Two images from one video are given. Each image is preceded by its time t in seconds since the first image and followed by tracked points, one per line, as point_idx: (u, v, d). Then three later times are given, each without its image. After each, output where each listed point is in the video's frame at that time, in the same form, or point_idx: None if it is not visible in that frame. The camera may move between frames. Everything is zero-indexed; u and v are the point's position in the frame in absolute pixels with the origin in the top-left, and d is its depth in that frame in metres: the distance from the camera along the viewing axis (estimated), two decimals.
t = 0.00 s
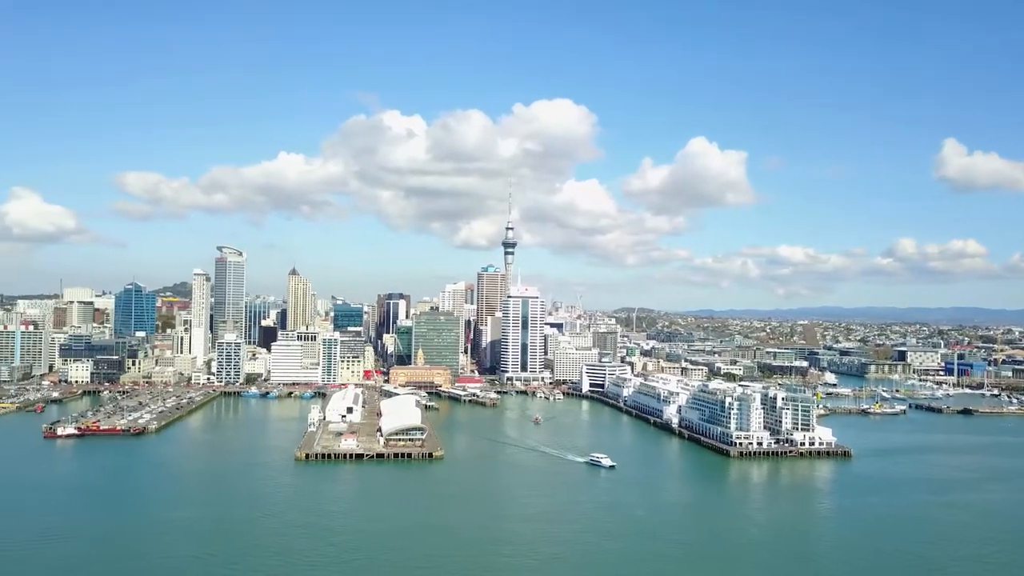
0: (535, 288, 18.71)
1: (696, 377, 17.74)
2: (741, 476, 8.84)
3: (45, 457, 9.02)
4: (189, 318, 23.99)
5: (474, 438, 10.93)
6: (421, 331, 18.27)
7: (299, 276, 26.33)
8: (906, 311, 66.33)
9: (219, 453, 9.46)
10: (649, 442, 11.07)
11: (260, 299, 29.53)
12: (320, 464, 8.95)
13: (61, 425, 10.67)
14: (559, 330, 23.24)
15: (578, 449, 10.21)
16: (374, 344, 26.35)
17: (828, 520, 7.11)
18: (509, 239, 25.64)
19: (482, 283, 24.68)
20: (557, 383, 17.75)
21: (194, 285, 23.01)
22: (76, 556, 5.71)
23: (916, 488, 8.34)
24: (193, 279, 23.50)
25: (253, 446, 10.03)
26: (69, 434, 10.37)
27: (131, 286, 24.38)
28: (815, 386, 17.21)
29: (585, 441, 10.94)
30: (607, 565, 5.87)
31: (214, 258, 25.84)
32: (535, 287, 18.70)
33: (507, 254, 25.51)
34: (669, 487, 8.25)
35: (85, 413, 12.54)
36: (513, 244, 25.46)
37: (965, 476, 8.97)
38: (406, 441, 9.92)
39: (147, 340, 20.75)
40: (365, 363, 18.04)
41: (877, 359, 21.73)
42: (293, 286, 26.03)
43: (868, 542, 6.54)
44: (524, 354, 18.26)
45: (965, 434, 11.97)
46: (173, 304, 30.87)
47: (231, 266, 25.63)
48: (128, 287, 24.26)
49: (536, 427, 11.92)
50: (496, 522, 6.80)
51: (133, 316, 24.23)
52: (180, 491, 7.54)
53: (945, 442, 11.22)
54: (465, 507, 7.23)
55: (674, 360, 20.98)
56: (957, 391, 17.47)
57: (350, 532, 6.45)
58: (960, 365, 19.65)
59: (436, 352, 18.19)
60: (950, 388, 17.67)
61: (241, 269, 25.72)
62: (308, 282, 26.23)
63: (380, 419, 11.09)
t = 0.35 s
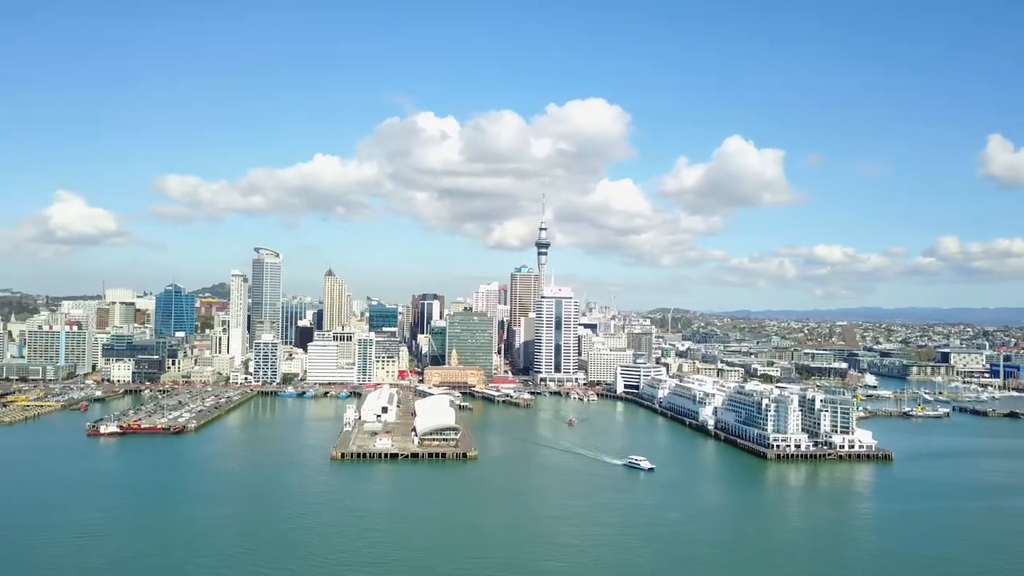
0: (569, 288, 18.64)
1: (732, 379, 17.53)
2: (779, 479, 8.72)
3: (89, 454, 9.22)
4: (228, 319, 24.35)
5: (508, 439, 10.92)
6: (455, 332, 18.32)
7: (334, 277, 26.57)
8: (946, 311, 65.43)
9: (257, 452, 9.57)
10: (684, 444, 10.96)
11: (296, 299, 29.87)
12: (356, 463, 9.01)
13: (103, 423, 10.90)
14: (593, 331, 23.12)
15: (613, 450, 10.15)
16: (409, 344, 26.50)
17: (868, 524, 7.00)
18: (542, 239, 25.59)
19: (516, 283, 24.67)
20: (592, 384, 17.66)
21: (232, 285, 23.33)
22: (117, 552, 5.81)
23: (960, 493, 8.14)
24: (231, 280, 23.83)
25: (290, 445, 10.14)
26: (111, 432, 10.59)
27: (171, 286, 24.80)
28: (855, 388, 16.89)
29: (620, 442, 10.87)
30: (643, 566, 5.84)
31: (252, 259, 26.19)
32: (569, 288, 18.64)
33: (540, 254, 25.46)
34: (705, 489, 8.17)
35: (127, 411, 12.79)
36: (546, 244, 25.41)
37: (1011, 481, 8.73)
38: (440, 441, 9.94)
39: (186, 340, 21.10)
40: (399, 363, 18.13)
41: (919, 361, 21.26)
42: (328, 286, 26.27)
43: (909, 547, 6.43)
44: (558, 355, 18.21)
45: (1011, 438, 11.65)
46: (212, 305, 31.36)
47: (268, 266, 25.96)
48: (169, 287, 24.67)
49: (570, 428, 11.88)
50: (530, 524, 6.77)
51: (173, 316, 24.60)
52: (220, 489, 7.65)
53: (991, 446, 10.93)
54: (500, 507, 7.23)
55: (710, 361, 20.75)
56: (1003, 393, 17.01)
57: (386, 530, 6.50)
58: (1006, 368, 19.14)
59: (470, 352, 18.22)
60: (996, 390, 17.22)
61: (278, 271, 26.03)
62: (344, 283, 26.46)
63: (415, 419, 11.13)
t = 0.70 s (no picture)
0: (606, 289, 18.54)
1: (773, 380, 17.27)
2: (822, 483, 8.55)
3: (134, 453, 9.41)
4: (268, 319, 24.70)
5: (545, 440, 10.87)
6: (492, 332, 18.33)
7: (372, 277, 26.78)
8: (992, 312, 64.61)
9: (296, 452, 9.67)
10: (724, 446, 10.81)
11: (335, 300, 30.19)
12: (394, 463, 9.06)
13: (148, 422, 11.12)
14: (630, 332, 22.97)
15: (652, 452, 10.06)
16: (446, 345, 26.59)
17: (913, 529, 6.84)
18: (579, 239, 25.49)
19: (552, 284, 24.61)
20: (629, 386, 17.55)
21: (272, 286, 23.65)
22: (163, 549, 5.91)
23: (1011, 499, 7.91)
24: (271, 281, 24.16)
25: (329, 444, 10.22)
26: (155, 431, 10.81)
27: (213, 288, 25.22)
28: (900, 390, 16.53)
29: (658, 444, 10.77)
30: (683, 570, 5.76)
31: (291, 260, 26.52)
32: (606, 288, 18.53)
33: (577, 255, 25.35)
34: (745, 492, 8.05)
35: (170, 410, 13.03)
36: (583, 244, 25.30)
37: None
38: (477, 441, 9.96)
39: (228, 340, 21.45)
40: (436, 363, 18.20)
41: (966, 363, 20.74)
42: (367, 287, 26.50)
43: (957, 553, 6.26)
44: (595, 356, 18.11)
45: None
46: (253, 306, 31.86)
47: (307, 268, 26.27)
48: (211, 288, 25.09)
49: (608, 430, 11.79)
50: (567, 525, 6.75)
51: (215, 318, 25.02)
52: (261, 487, 7.74)
53: None
54: (537, 509, 7.20)
55: (750, 362, 20.48)
56: None
57: (425, 530, 6.51)
58: None
59: (506, 353, 18.23)
60: None
61: (317, 272, 26.34)
62: (382, 283, 26.66)
63: (452, 419, 11.16)
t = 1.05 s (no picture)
0: (642, 289, 18.41)
1: (812, 383, 17.00)
2: (863, 486, 8.38)
3: (175, 451, 9.57)
4: (305, 320, 24.96)
5: (580, 441, 10.82)
6: (526, 333, 18.32)
7: (408, 278, 26.94)
8: None
9: (333, 451, 9.75)
10: (762, 449, 10.66)
11: (371, 301, 30.45)
12: (429, 463, 9.08)
13: (189, 421, 11.31)
14: (666, 333, 22.78)
15: (688, 454, 9.95)
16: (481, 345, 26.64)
17: (956, 536, 6.66)
18: (614, 239, 25.35)
19: (587, 285, 24.52)
20: (665, 387, 17.39)
21: (310, 287, 23.90)
22: (201, 545, 6.00)
23: None
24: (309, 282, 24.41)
25: (365, 444, 10.29)
26: (196, 429, 10.98)
27: (252, 288, 25.57)
28: (944, 393, 16.16)
29: (694, 446, 10.65)
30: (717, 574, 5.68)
31: (328, 262, 26.78)
32: (642, 289, 18.41)
33: (612, 255, 25.22)
34: (783, 495, 7.91)
35: (210, 409, 13.23)
36: (618, 245, 25.16)
37: None
38: (512, 442, 9.94)
39: (267, 340, 21.73)
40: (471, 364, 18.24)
41: (1015, 366, 20.21)
42: (403, 288, 26.66)
43: (1003, 561, 6.08)
44: (630, 357, 17.99)
45: None
46: (291, 306, 32.26)
47: (344, 269, 26.51)
48: (249, 289, 25.43)
49: (644, 432, 11.70)
50: (600, 526, 6.72)
51: (253, 317, 25.33)
52: (298, 486, 7.82)
53: None
54: (571, 510, 7.17)
55: (789, 364, 20.19)
56: None
57: (459, 530, 6.53)
58: None
59: (541, 354, 18.20)
60: None
61: (354, 273, 26.57)
62: (418, 284, 26.80)
63: (487, 419, 11.16)
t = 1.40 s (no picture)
0: (679, 290, 18.23)
1: (854, 385, 16.68)
2: (908, 491, 8.17)
3: (216, 449, 9.71)
4: (344, 320, 25.20)
5: (617, 443, 10.74)
6: (562, 334, 18.26)
7: (444, 279, 27.06)
8: None
9: (370, 450, 9.80)
10: (803, 452, 10.47)
11: (408, 302, 30.66)
12: (466, 463, 9.09)
13: (230, 419, 11.47)
14: (704, 334, 22.55)
15: (727, 457, 9.81)
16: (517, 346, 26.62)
17: (1006, 542, 6.46)
18: (651, 239, 25.15)
19: (624, 286, 24.36)
20: (703, 389, 17.19)
21: (348, 288, 24.11)
22: (241, 542, 6.06)
23: None
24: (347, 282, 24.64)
25: (402, 444, 10.33)
26: (237, 428, 11.13)
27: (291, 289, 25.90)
28: (993, 396, 15.73)
29: (733, 449, 10.50)
30: None
31: (366, 263, 26.99)
32: (679, 290, 18.23)
33: (649, 255, 25.02)
34: (825, 499, 7.75)
35: (250, 408, 13.41)
36: (656, 245, 24.96)
37: None
38: (548, 442, 9.90)
39: (306, 341, 21.98)
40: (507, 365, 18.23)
41: None
42: (439, 289, 26.77)
43: None
44: (668, 359, 17.82)
45: None
46: (329, 307, 32.60)
47: (381, 270, 26.70)
48: (288, 290, 25.77)
49: (681, 434, 11.58)
50: (637, 528, 6.65)
51: (292, 317, 25.64)
52: (337, 485, 7.88)
53: None
54: (608, 511, 7.12)
55: (831, 366, 19.83)
56: None
57: (495, 530, 6.51)
58: None
59: (578, 355, 18.12)
60: None
61: (391, 274, 26.77)
62: (453, 285, 26.89)
63: (523, 420, 11.14)
